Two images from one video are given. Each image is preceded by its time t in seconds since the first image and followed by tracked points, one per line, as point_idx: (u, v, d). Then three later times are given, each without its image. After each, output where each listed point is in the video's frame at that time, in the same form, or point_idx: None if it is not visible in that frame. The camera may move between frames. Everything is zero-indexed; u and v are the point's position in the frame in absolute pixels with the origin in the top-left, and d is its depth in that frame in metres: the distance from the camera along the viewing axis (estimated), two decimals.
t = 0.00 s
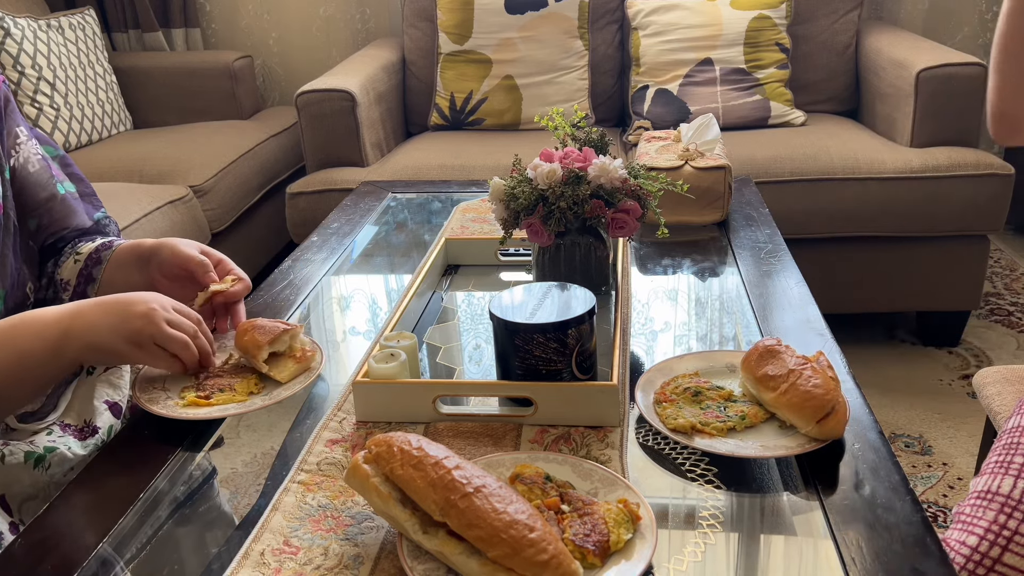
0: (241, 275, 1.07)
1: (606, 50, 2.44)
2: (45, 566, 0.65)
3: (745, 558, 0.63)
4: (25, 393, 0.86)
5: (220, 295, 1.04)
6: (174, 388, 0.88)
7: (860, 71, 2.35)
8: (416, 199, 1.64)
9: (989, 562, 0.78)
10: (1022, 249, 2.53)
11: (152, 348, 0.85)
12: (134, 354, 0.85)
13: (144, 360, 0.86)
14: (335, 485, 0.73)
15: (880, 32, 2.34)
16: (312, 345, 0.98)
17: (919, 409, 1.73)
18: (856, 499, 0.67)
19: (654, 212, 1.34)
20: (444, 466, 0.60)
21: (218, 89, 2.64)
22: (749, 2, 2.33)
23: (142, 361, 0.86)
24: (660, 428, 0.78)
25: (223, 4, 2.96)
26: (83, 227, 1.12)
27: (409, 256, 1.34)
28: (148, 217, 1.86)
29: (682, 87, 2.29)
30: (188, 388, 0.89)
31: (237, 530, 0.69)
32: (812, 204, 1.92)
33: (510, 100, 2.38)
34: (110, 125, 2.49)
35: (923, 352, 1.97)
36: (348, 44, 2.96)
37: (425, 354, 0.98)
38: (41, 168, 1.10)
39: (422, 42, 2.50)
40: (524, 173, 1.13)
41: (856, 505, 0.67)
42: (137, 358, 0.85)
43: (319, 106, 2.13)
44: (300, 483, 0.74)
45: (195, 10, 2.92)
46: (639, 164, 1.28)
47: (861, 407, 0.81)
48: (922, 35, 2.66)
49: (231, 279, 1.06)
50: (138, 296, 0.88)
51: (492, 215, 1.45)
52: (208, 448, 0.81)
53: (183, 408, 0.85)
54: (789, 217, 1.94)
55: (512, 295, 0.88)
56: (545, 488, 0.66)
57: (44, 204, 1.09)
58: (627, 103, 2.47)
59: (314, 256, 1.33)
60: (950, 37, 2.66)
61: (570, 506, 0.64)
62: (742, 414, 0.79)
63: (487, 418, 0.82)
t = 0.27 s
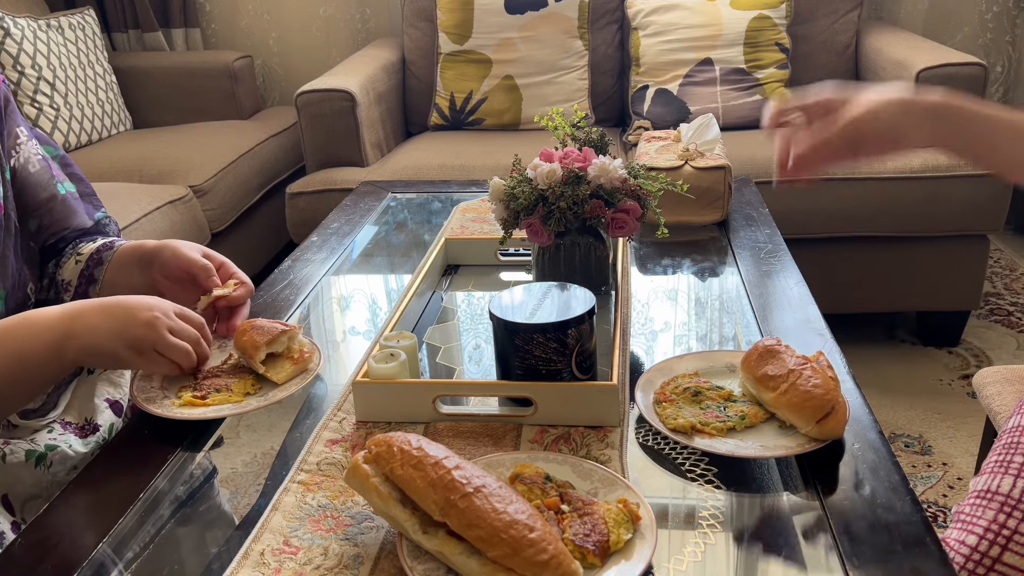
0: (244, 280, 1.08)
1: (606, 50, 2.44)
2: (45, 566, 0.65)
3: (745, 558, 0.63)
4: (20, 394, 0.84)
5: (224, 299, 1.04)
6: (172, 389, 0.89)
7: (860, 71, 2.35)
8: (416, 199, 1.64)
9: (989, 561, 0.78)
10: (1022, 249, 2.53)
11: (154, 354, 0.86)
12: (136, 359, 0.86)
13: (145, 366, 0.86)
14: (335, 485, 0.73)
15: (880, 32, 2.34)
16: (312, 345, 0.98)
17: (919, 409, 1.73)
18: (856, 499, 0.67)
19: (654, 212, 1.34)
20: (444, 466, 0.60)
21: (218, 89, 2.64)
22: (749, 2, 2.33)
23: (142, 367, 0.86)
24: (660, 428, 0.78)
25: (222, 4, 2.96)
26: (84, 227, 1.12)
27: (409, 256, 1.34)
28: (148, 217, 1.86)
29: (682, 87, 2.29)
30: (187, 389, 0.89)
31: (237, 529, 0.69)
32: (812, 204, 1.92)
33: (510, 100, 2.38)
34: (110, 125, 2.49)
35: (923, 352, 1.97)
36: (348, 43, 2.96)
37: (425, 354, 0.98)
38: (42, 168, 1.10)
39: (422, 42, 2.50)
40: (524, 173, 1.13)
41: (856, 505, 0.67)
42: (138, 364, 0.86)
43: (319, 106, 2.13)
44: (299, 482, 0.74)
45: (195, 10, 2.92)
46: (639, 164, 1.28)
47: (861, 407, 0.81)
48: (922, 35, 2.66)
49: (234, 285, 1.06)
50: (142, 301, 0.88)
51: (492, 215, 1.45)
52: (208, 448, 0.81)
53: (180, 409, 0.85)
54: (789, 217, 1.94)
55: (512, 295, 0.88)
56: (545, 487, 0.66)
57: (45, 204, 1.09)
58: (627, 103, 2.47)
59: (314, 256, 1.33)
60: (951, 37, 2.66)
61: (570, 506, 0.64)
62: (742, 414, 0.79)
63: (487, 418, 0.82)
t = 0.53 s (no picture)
0: (244, 281, 1.08)
1: (606, 50, 2.44)
2: (45, 566, 0.65)
3: (745, 558, 0.63)
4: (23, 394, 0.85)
5: (224, 301, 1.04)
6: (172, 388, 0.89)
7: (859, 70, 2.35)
8: (416, 199, 1.64)
9: (989, 563, 0.78)
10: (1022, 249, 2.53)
11: (155, 349, 0.85)
12: (137, 355, 0.85)
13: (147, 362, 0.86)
14: (335, 485, 0.73)
15: (880, 32, 2.34)
16: (313, 345, 0.98)
17: (919, 409, 1.73)
18: (856, 500, 0.67)
19: (654, 212, 1.34)
20: (444, 466, 0.60)
21: (218, 89, 2.64)
22: (749, 2, 2.33)
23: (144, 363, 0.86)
24: (659, 428, 0.78)
25: (223, 4, 2.96)
26: (84, 227, 1.12)
27: (409, 257, 1.34)
28: (148, 217, 1.86)
29: (682, 87, 2.29)
30: (187, 389, 0.89)
31: (237, 529, 0.69)
32: (812, 204, 1.92)
33: (510, 100, 2.38)
34: (110, 125, 2.49)
35: (922, 352, 1.97)
36: (348, 43, 2.96)
37: (425, 354, 0.98)
38: (42, 168, 1.10)
39: (422, 42, 2.50)
40: (524, 173, 1.13)
41: (856, 506, 0.67)
42: (139, 359, 0.85)
43: (319, 106, 2.13)
44: (299, 482, 0.74)
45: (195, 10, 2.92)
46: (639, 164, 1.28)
47: (861, 407, 0.81)
48: (922, 35, 2.66)
49: (235, 286, 1.06)
50: (141, 297, 0.88)
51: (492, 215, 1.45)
52: (208, 447, 0.81)
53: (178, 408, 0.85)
54: (789, 217, 1.94)
55: (512, 295, 0.88)
56: (545, 487, 0.66)
57: (46, 204, 1.09)
58: (627, 103, 2.47)
59: (314, 256, 1.33)
60: (951, 37, 2.65)
61: (570, 506, 0.64)
62: (741, 414, 0.79)
63: (487, 418, 0.82)
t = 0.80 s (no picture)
0: (246, 276, 1.07)
1: (606, 50, 2.44)
2: (45, 566, 0.65)
3: (745, 558, 0.63)
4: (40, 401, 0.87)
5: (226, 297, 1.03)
6: (171, 386, 0.90)
7: (860, 70, 2.35)
8: (416, 199, 1.64)
9: (990, 563, 0.78)
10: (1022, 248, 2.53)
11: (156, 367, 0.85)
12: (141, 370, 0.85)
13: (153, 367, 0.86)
14: (335, 485, 0.73)
15: (880, 32, 2.34)
16: (313, 345, 0.98)
17: (919, 409, 1.73)
18: (856, 500, 0.67)
19: (654, 212, 1.34)
20: (444, 466, 0.60)
21: (218, 89, 2.64)
22: (749, 2, 2.33)
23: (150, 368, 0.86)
24: (659, 428, 0.78)
25: (222, 4, 2.96)
26: (85, 227, 1.12)
27: (409, 256, 1.34)
28: (148, 217, 1.86)
29: (682, 87, 2.29)
30: (187, 388, 0.89)
31: (237, 529, 0.69)
32: (812, 204, 1.92)
33: (510, 100, 2.38)
34: (110, 125, 2.49)
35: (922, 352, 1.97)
36: (348, 43, 2.96)
37: (425, 354, 0.98)
38: (44, 168, 1.10)
39: (422, 42, 2.50)
40: (524, 173, 1.13)
41: (856, 506, 0.67)
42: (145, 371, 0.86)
43: (319, 106, 2.13)
44: (299, 482, 0.74)
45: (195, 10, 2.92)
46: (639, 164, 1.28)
47: (861, 407, 0.81)
48: (922, 35, 2.66)
49: (236, 280, 1.05)
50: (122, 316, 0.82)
51: (492, 215, 1.45)
52: (208, 447, 0.81)
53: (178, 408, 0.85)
54: (789, 217, 1.94)
55: (512, 295, 0.88)
56: (545, 487, 0.66)
57: (46, 203, 1.09)
58: (626, 103, 2.47)
59: (314, 256, 1.33)
60: (951, 37, 2.65)
61: (570, 506, 0.64)
62: (742, 414, 0.79)
63: (487, 418, 0.82)
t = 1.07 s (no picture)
0: (247, 274, 1.07)
1: (606, 50, 2.44)
2: (45, 566, 0.64)
3: (745, 558, 0.63)
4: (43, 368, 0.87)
5: (228, 293, 1.04)
6: (171, 387, 0.90)
7: (860, 70, 2.35)
8: (416, 199, 1.64)
9: (990, 562, 0.78)
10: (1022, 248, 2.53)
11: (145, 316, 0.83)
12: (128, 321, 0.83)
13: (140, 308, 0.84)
14: (335, 485, 0.73)
15: (880, 32, 2.34)
16: (311, 345, 0.97)
17: (919, 409, 1.73)
18: (856, 500, 0.67)
19: (654, 212, 1.34)
20: (444, 466, 0.60)
21: (218, 89, 2.64)
22: (749, 2, 2.33)
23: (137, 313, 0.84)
24: (659, 428, 0.78)
25: (223, 4, 2.96)
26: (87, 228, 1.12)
27: (409, 256, 1.34)
28: (148, 217, 1.86)
29: (682, 87, 2.29)
30: (187, 388, 0.89)
31: (238, 529, 0.69)
32: (812, 204, 1.92)
33: (510, 100, 2.38)
34: (110, 125, 2.49)
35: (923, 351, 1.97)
36: (348, 43, 2.96)
37: (425, 354, 0.98)
38: (45, 169, 1.10)
39: (422, 42, 2.50)
40: (524, 173, 1.13)
41: (856, 506, 0.67)
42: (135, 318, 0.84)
43: (319, 106, 2.13)
44: (300, 482, 0.74)
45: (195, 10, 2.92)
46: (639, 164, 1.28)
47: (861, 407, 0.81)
48: (922, 35, 2.66)
49: (239, 278, 1.06)
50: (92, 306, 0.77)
51: (492, 215, 1.45)
52: (208, 447, 0.81)
53: (178, 408, 0.85)
54: (789, 217, 1.94)
55: (512, 295, 0.88)
56: (545, 487, 0.66)
57: (48, 204, 1.09)
58: (627, 103, 2.47)
59: (314, 256, 1.33)
60: (951, 37, 2.65)
61: (570, 506, 0.64)
62: (741, 414, 0.79)
63: (487, 418, 0.82)
